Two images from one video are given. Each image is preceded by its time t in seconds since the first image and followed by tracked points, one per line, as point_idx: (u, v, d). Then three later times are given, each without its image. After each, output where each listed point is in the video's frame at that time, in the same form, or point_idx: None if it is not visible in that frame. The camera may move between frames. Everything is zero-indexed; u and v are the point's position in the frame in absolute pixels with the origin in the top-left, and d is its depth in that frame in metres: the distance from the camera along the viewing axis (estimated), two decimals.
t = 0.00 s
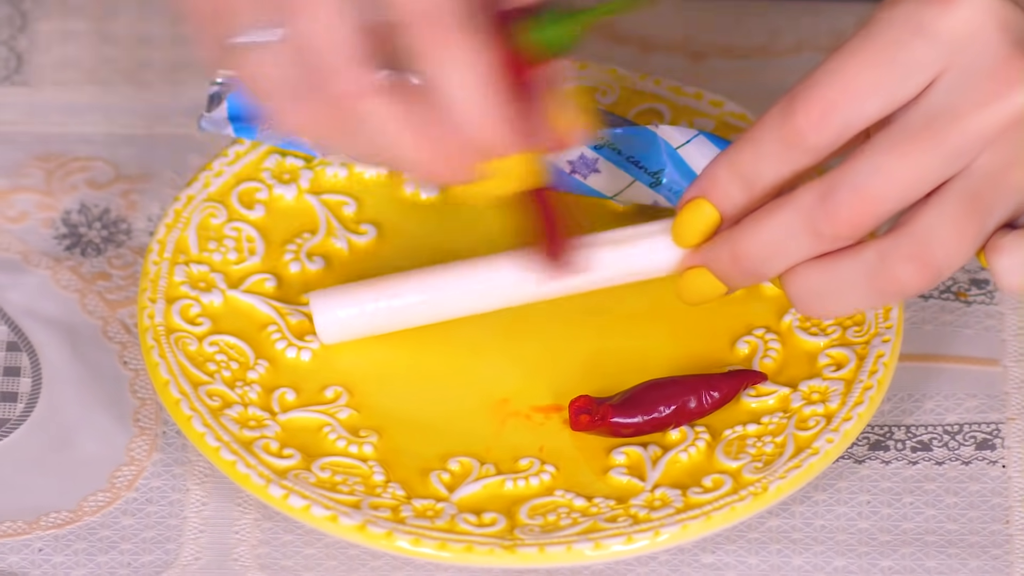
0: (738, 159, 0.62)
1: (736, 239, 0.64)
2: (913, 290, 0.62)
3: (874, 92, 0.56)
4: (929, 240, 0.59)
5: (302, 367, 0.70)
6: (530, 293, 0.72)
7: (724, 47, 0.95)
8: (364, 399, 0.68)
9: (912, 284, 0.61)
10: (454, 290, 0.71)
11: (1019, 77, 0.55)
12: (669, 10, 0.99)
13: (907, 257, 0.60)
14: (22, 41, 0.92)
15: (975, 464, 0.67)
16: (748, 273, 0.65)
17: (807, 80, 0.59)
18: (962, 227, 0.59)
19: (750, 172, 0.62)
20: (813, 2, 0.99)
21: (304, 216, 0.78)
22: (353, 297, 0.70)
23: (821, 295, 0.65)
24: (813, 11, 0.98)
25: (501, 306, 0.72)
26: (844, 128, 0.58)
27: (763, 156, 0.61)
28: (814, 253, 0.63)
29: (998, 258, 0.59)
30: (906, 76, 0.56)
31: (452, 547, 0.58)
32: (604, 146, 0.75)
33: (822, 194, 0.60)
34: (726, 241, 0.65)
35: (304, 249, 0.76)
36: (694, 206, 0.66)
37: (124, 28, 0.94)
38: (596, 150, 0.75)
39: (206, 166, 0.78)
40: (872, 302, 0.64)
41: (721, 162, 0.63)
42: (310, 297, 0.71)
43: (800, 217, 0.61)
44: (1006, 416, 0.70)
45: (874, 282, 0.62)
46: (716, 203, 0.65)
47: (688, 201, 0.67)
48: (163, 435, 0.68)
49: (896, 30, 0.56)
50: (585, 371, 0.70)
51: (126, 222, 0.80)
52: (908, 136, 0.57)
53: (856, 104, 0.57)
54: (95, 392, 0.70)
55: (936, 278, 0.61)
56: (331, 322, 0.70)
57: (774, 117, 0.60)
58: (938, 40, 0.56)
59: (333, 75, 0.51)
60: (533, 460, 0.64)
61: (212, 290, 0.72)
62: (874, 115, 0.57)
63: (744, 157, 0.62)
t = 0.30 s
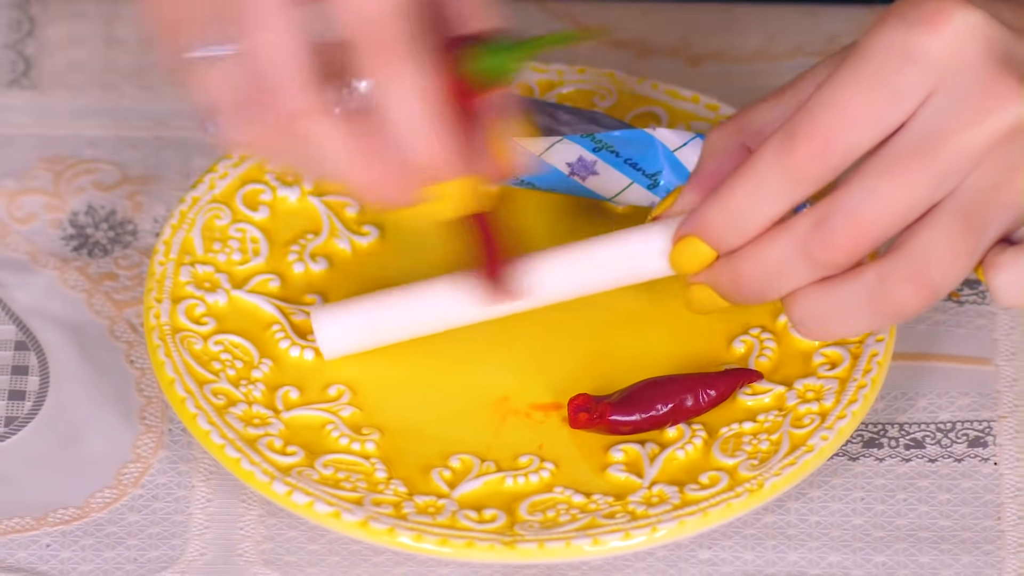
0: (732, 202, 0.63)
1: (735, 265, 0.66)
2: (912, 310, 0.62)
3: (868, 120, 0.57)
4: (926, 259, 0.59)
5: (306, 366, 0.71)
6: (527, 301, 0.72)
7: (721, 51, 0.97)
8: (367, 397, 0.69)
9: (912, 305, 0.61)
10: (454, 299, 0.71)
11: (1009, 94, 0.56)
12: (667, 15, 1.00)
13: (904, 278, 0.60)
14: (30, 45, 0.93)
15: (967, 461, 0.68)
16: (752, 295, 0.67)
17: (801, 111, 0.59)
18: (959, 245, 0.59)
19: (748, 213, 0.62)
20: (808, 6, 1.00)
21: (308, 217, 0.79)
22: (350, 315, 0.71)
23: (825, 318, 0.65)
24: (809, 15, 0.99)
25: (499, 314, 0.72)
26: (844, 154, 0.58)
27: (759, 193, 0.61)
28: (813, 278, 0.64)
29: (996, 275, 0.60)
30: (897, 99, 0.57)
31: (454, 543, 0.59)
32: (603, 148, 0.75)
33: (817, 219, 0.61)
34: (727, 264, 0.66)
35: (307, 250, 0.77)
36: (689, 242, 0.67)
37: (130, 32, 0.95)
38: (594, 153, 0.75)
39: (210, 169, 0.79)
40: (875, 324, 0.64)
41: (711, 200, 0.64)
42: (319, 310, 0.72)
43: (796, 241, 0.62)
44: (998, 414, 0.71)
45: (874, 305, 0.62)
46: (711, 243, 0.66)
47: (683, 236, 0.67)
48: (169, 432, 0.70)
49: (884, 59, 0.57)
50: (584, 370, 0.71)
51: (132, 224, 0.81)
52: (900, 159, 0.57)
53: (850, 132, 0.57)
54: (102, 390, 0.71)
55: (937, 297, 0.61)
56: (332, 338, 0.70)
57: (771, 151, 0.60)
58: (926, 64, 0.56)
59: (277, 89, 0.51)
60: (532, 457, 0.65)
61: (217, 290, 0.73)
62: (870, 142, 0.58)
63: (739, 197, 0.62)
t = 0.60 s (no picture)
0: (722, 222, 0.63)
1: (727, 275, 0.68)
2: (905, 320, 0.63)
3: (858, 139, 0.58)
4: (915, 271, 0.60)
5: (309, 365, 0.72)
6: (516, 302, 0.72)
7: (717, 55, 0.98)
8: (369, 396, 0.70)
9: (903, 315, 0.62)
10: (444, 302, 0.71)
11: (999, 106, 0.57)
12: (663, 19, 1.01)
13: (896, 289, 0.61)
14: (38, 49, 0.94)
15: (960, 458, 0.70)
16: (747, 300, 0.68)
17: (788, 131, 0.60)
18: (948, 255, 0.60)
19: (738, 237, 0.63)
20: (804, 9, 1.02)
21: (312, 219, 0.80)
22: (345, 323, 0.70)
23: (816, 329, 0.66)
24: (805, 17, 1.00)
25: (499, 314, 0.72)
26: (835, 173, 0.59)
27: (751, 218, 0.62)
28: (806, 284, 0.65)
29: (989, 284, 0.61)
30: (882, 119, 0.58)
31: (455, 539, 0.60)
32: (601, 150, 0.76)
33: (807, 236, 0.62)
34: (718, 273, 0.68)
35: (310, 251, 0.78)
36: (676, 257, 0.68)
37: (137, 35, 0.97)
38: (592, 155, 0.76)
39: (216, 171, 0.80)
40: (868, 334, 0.65)
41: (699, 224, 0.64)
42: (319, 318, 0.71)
43: (785, 254, 0.63)
44: (990, 411, 0.72)
45: (867, 316, 0.63)
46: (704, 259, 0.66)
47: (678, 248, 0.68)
48: (175, 430, 0.71)
49: (866, 80, 0.57)
50: (581, 368, 0.72)
51: (138, 225, 0.82)
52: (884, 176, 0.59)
53: (841, 155, 0.58)
54: (109, 388, 0.72)
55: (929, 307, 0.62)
56: (331, 346, 0.70)
57: (761, 172, 0.61)
58: (909, 82, 0.57)
59: (185, 97, 0.51)
60: (532, 454, 0.67)
61: (222, 290, 0.74)
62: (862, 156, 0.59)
63: (731, 223, 0.62)
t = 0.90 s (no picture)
0: (728, 228, 0.63)
1: (735, 287, 0.68)
2: (909, 329, 0.64)
3: (865, 145, 0.59)
4: (922, 280, 0.61)
5: (311, 364, 0.73)
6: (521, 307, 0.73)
7: (715, 58, 0.99)
8: (372, 394, 0.72)
9: (911, 324, 0.63)
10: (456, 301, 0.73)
11: (997, 119, 0.59)
12: (662, 22, 1.02)
13: (903, 298, 0.62)
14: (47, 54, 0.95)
15: (952, 455, 0.71)
16: (752, 311, 0.69)
17: (795, 138, 0.60)
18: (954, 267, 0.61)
19: (741, 244, 0.63)
20: (801, 13, 1.03)
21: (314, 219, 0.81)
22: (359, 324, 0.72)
23: (820, 337, 0.67)
24: (802, 21, 1.01)
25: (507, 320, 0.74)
26: (837, 182, 0.60)
27: (757, 225, 0.62)
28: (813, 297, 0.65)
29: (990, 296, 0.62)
30: (889, 128, 0.58)
31: (456, 534, 0.62)
32: (600, 153, 0.77)
33: (815, 247, 0.62)
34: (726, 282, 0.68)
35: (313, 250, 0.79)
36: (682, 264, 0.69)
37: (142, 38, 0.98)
38: (592, 157, 0.77)
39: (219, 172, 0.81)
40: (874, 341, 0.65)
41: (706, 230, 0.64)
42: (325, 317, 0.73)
43: (795, 267, 0.63)
44: (981, 409, 0.73)
45: (873, 325, 0.64)
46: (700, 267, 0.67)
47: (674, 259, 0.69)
48: (181, 427, 0.72)
49: (871, 88, 0.58)
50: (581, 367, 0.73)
51: (145, 226, 0.83)
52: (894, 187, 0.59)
53: (847, 162, 0.59)
54: (116, 387, 0.73)
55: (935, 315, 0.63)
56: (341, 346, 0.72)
57: (764, 180, 0.61)
58: (914, 93, 0.58)
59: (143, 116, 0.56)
60: (531, 451, 0.68)
61: (227, 290, 0.75)
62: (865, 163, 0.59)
63: (738, 226, 0.62)
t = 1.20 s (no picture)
0: (783, 184, 0.58)
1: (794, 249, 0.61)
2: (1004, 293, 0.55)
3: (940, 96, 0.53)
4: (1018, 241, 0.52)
5: (273, 378, 0.62)
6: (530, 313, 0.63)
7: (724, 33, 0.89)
8: (343, 415, 0.61)
9: (1002, 288, 0.54)
10: (458, 314, 0.62)
11: None
12: None
13: (991, 255, 0.53)
14: None
15: None
16: (819, 279, 0.62)
17: (863, 84, 0.56)
18: None
19: (803, 197, 0.58)
20: None
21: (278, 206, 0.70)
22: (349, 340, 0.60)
23: (898, 304, 0.58)
24: None
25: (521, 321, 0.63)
26: (914, 132, 0.54)
27: (818, 177, 0.57)
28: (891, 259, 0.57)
29: None
30: (973, 72, 0.53)
31: None
32: (617, 128, 0.68)
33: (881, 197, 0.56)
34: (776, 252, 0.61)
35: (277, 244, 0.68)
36: (727, 237, 0.60)
37: None
38: (607, 132, 0.68)
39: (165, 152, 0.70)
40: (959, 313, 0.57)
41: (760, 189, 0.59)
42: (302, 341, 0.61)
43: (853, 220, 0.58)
44: None
45: (957, 286, 0.55)
46: (753, 236, 0.60)
47: (719, 233, 0.61)
48: (118, 454, 0.61)
49: (956, 29, 0.53)
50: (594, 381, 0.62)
51: (75, 215, 0.73)
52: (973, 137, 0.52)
53: (924, 110, 0.54)
54: (40, 406, 0.62)
55: None
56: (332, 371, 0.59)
57: (829, 129, 0.57)
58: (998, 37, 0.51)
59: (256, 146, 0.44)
60: (535, 483, 0.57)
61: (173, 291, 0.64)
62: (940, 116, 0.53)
63: (789, 184, 0.58)
